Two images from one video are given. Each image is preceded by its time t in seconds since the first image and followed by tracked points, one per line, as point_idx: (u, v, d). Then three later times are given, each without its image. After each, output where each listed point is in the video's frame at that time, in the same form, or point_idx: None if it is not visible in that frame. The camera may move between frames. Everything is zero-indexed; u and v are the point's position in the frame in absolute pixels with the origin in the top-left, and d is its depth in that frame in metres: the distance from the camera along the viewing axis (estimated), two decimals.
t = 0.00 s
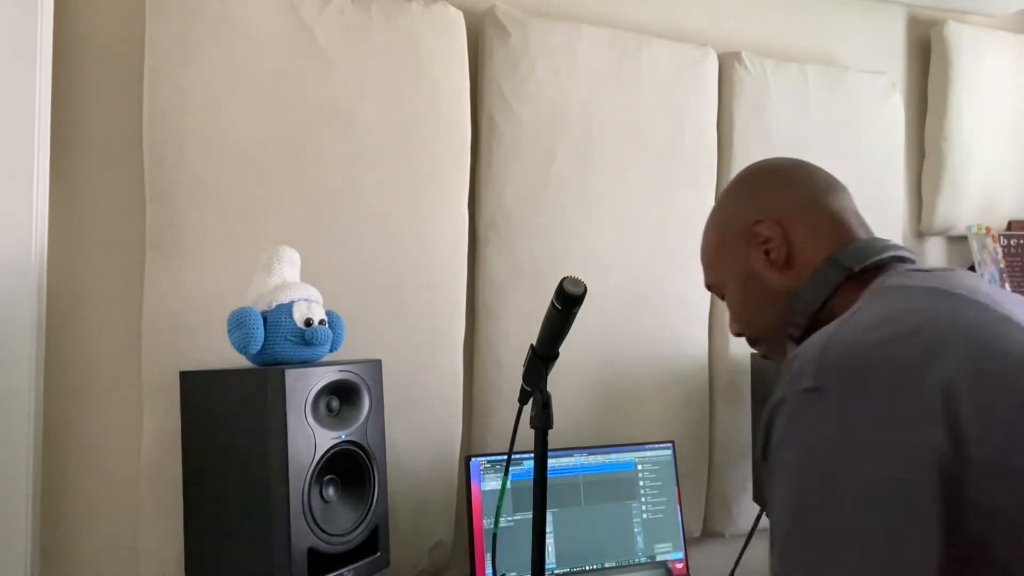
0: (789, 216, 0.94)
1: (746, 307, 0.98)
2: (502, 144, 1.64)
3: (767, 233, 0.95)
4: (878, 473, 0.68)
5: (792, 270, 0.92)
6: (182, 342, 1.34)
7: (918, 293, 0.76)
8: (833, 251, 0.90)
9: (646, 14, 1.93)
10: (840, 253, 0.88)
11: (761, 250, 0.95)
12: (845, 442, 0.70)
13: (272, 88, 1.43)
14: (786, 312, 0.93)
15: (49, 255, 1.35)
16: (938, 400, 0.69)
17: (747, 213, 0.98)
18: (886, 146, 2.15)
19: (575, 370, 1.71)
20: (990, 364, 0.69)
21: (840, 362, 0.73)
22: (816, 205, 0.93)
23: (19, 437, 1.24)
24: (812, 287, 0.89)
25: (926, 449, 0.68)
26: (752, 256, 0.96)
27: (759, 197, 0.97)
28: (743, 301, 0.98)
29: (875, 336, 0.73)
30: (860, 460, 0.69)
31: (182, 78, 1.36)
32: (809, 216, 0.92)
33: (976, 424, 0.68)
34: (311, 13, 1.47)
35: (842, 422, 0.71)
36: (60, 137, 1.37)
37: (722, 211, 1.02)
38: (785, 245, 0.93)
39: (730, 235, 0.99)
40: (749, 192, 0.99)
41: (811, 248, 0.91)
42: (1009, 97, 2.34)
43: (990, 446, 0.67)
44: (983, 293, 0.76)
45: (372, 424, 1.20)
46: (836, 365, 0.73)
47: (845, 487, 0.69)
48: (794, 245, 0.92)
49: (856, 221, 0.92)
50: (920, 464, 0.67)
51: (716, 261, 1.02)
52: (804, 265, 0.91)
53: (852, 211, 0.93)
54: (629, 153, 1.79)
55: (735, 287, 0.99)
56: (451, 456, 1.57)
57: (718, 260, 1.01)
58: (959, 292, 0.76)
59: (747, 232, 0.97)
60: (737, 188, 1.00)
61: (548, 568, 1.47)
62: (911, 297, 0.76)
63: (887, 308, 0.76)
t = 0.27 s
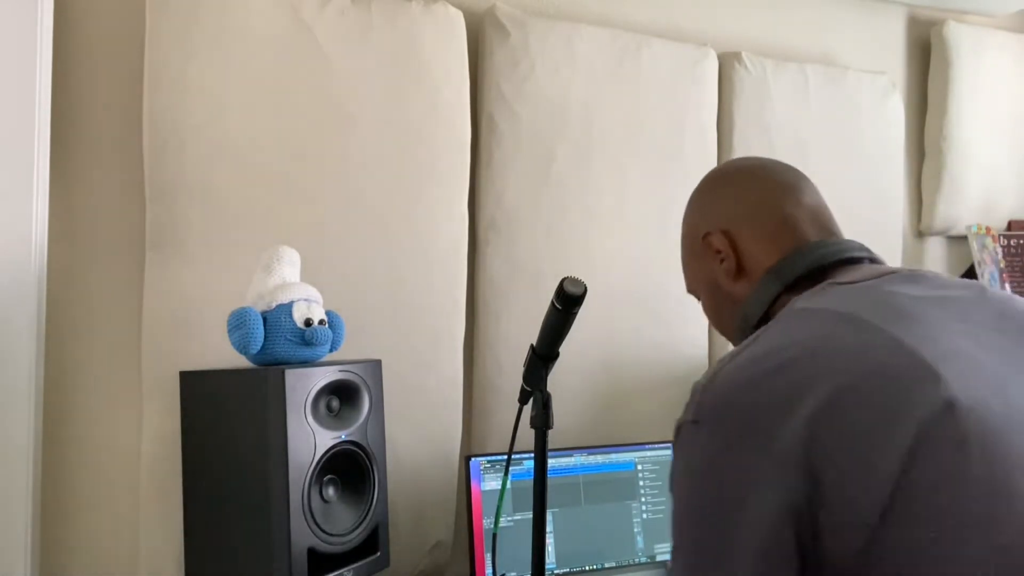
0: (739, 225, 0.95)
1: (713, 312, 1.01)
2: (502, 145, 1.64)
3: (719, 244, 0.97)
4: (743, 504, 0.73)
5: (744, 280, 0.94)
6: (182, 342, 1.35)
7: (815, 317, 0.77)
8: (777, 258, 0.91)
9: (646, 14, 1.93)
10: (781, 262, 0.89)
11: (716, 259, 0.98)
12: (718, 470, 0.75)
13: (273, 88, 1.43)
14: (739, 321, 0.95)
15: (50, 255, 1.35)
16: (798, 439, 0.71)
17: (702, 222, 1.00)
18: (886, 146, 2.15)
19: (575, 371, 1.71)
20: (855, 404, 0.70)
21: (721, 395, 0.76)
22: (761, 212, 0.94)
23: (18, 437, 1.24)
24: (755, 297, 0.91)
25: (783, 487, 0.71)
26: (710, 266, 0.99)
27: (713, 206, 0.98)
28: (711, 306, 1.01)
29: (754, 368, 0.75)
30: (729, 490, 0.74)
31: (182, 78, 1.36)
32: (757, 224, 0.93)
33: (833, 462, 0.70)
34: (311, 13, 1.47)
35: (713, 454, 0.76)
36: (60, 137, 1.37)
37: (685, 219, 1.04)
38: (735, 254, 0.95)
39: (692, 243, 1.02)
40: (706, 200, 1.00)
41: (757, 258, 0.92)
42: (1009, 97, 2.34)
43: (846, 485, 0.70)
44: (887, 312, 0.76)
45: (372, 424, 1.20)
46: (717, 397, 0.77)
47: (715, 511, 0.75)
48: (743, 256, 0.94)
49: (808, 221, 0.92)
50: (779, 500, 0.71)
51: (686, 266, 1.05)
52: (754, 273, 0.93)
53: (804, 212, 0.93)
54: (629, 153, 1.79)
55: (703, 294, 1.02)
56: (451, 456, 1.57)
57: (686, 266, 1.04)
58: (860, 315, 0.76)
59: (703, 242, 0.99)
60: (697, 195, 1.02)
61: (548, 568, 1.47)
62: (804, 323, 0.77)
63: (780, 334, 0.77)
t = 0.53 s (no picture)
0: (738, 226, 0.97)
1: (718, 310, 1.04)
2: (502, 144, 1.64)
3: (720, 244, 0.99)
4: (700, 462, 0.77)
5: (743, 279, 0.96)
6: (182, 343, 1.35)
7: (788, 298, 0.82)
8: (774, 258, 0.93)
9: (646, 14, 1.93)
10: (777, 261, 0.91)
11: (718, 260, 1.00)
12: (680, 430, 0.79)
13: (273, 88, 1.43)
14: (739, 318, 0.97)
15: (49, 255, 1.35)
16: (758, 407, 0.76)
17: (705, 223, 1.02)
18: (885, 146, 2.15)
19: (574, 370, 1.71)
20: (810, 377, 0.75)
21: (690, 363, 0.81)
22: (761, 214, 0.95)
23: (19, 437, 1.24)
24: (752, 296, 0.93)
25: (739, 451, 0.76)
26: (714, 267, 1.01)
27: (715, 208, 1.00)
28: (716, 304, 1.04)
29: (723, 339, 0.80)
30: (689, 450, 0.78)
31: (182, 78, 1.36)
32: (755, 226, 0.95)
33: (786, 431, 0.75)
34: (311, 13, 1.47)
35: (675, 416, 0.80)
36: (60, 137, 1.37)
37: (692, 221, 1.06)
38: (735, 256, 0.97)
39: (695, 244, 1.04)
40: (710, 202, 1.02)
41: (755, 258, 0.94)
42: (1009, 97, 2.34)
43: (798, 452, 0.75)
44: (851, 295, 0.80)
45: (372, 424, 1.20)
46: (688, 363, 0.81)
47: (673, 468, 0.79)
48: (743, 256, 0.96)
49: (807, 222, 0.94)
50: (734, 463, 0.76)
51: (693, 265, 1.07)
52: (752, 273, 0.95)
53: (804, 213, 0.94)
54: (629, 153, 1.79)
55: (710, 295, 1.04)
56: (451, 456, 1.57)
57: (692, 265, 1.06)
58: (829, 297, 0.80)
59: (706, 243, 1.01)
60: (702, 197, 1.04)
61: (548, 568, 1.47)
62: (773, 304, 0.81)
63: (752, 311, 0.82)
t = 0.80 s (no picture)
0: (754, 240, 0.98)
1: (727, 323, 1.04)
2: (502, 145, 1.64)
3: (735, 258, 0.99)
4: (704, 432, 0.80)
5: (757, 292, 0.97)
6: (182, 343, 1.34)
7: (792, 287, 0.86)
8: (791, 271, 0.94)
9: (646, 14, 1.93)
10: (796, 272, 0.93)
11: (732, 272, 1.00)
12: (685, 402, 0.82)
13: (273, 88, 1.43)
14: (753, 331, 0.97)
15: (49, 256, 1.35)
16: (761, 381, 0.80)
17: (719, 237, 1.02)
18: (885, 146, 2.15)
19: (574, 371, 1.71)
20: (812, 352, 0.79)
21: (697, 337, 0.85)
22: (778, 229, 0.96)
23: (19, 437, 1.24)
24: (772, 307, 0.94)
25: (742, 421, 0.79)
26: (727, 281, 1.01)
27: (731, 222, 1.01)
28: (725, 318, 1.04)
29: (729, 318, 0.84)
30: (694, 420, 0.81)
31: (182, 78, 1.36)
32: (772, 239, 0.96)
33: (788, 403, 0.79)
34: (311, 13, 1.47)
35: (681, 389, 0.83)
36: (60, 137, 1.37)
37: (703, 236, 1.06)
38: (751, 269, 0.98)
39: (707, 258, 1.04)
40: (724, 216, 1.02)
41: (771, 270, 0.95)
42: (1009, 97, 2.34)
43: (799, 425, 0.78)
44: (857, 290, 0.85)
45: (372, 424, 1.20)
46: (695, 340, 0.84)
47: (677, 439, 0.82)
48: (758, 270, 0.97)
49: (822, 237, 0.96)
50: (733, 432, 0.79)
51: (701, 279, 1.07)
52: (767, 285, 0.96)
53: (820, 231, 0.96)
54: (629, 153, 1.79)
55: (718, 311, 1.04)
56: (451, 456, 1.57)
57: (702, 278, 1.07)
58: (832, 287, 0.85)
59: (718, 256, 1.02)
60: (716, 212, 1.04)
61: (548, 568, 1.47)
62: (781, 291, 0.86)
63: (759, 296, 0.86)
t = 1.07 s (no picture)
0: (760, 216, 0.97)
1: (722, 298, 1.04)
2: (502, 144, 1.64)
3: (739, 231, 0.99)
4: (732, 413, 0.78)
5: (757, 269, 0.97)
6: (182, 343, 1.34)
7: (804, 274, 0.87)
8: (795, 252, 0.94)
9: (646, 14, 1.93)
10: (802, 253, 0.92)
11: (734, 246, 1.00)
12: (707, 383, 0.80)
13: (272, 88, 1.43)
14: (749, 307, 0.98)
15: (49, 255, 1.35)
16: (787, 362, 0.79)
17: (726, 210, 1.02)
18: (885, 146, 2.15)
19: (574, 371, 1.71)
20: (837, 337, 0.79)
21: (714, 318, 0.83)
22: (785, 206, 0.96)
23: (19, 437, 1.24)
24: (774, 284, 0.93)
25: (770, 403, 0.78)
26: (728, 253, 1.01)
27: (739, 195, 1.00)
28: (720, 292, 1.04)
29: (744, 301, 0.83)
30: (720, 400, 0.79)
31: (182, 78, 1.36)
32: (779, 218, 0.96)
33: (814, 386, 0.78)
34: (311, 13, 1.47)
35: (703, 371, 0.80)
36: (60, 137, 1.37)
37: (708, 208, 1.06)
38: (754, 244, 0.98)
39: (710, 230, 1.04)
40: (732, 190, 1.02)
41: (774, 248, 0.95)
42: (1009, 98, 2.34)
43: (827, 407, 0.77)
44: (870, 281, 0.86)
45: (372, 424, 1.20)
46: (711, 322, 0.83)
47: (700, 420, 0.79)
48: (761, 246, 0.97)
49: (829, 220, 0.95)
50: (759, 414, 0.77)
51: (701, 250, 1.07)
52: (768, 262, 0.96)
53: (826, 211, 0.95)
54: (628, 153, 1.79)
55: (715, 281, 1.04)
56: (451, 456, 1.57)
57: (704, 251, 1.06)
58: (844, 276, 0.86)
59: (722, 229, 1.01)
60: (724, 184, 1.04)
61: (548, 568, 1.47)
62: (796, 278, 0.86)
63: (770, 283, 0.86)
